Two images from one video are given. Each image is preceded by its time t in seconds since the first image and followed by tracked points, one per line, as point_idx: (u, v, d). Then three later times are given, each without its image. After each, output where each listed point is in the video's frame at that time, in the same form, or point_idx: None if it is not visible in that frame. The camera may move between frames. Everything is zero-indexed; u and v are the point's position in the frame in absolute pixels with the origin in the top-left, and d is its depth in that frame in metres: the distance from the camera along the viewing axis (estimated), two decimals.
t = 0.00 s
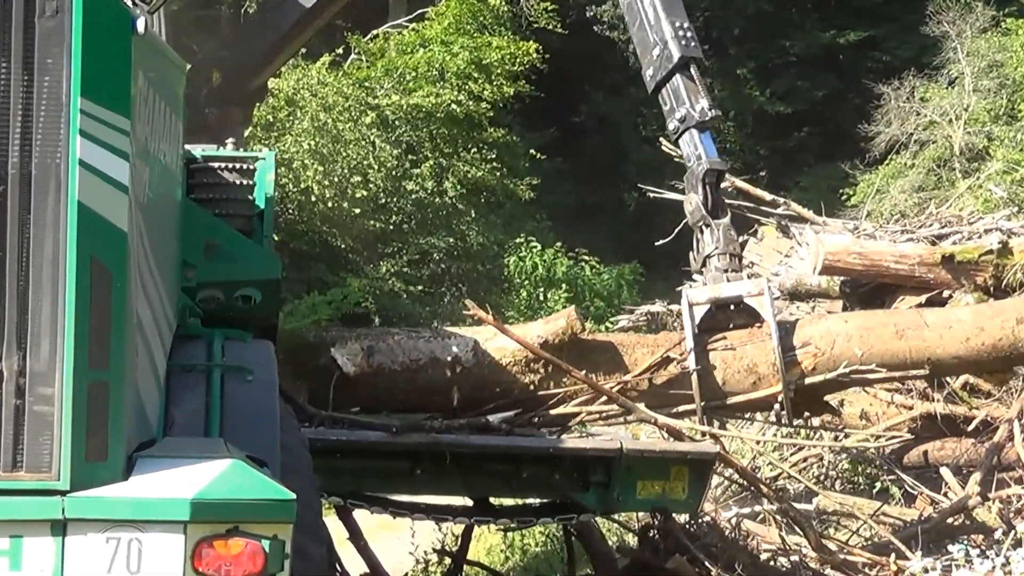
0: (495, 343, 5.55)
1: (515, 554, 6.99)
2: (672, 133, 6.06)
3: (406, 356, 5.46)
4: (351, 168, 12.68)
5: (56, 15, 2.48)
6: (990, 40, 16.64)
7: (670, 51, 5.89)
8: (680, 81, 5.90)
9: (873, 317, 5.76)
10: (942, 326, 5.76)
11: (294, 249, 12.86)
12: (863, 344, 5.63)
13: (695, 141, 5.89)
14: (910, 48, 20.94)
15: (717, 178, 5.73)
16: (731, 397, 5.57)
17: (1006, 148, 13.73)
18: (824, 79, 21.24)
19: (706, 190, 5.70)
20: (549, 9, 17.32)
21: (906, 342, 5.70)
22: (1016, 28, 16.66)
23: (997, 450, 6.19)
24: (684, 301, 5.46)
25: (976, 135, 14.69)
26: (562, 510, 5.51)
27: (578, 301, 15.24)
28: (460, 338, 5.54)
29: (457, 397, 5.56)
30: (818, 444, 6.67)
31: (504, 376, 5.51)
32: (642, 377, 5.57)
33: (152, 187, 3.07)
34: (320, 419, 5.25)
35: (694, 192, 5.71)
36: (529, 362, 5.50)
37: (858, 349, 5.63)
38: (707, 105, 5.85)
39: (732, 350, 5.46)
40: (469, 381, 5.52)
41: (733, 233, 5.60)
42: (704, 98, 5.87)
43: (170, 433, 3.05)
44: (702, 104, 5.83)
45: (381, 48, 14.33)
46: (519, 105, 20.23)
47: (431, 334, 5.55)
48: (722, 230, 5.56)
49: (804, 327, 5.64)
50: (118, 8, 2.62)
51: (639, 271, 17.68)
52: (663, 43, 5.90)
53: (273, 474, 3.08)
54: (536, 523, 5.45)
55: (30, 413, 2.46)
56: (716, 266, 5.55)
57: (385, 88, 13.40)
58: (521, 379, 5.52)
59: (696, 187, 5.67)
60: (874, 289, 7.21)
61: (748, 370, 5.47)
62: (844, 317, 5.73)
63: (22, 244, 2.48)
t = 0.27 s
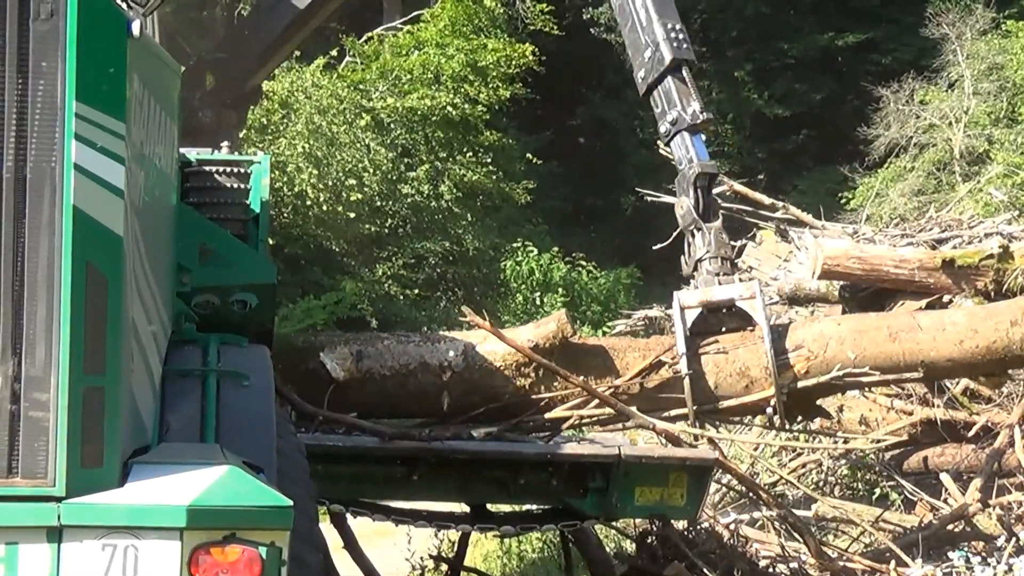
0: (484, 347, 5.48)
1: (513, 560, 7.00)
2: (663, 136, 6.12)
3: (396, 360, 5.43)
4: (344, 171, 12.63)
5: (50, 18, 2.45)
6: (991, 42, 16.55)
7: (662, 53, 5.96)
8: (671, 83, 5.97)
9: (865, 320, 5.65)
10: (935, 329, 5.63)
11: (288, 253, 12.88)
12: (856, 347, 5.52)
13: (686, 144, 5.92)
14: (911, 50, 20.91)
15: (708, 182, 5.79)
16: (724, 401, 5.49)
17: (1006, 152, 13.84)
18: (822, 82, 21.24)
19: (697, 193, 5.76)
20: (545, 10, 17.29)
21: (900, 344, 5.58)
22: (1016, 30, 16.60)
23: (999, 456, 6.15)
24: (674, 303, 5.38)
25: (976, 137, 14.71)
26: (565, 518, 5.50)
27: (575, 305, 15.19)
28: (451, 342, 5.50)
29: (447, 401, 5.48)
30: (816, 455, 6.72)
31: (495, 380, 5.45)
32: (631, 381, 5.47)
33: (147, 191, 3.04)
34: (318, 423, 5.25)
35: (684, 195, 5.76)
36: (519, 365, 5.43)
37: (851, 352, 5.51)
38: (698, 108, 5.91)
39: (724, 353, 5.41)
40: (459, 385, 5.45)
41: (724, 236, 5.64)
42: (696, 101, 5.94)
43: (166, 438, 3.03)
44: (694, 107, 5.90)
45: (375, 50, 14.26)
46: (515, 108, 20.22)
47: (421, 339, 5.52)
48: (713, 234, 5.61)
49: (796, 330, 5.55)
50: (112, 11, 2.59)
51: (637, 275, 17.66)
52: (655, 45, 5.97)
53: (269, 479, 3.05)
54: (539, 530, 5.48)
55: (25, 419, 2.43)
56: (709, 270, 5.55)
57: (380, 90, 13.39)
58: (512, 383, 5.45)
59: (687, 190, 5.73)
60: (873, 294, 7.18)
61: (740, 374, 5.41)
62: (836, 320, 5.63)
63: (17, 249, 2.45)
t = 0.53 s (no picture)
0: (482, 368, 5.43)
1: None
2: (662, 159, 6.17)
3: (394, 381, 5.37)
4: (346, 192, 12.63)
5: (54, 41, 2.46)
6: (993, 61, 16.59)
7: (660, 78, 6.02)
8: (670, 108, 6.02)
9: (863, 343, 5.62)
10: (933, 352, 5.59)
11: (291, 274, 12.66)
12: (852, 371, 5.49)
13: (685, 170, 5.99)
14: (913, 70, 20.98)
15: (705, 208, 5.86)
16: (721, 425, 5.51)
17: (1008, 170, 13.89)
18: (824, 102, 21.28)
19: (694, 219, 5.82)
20: (548, 29, 17.33)
21: (897, 368, 5.54)
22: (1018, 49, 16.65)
23: (1005, 475, 6.17)
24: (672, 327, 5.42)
25: (979, 157, 14.75)
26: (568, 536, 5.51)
27: (578, 325, 15.09)
28: (449, 363, 5.45)
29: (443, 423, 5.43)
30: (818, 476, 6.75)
31: (493, 402, 5.40)
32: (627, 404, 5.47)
33: (150, 213, 3.05)
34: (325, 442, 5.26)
35: (682, 222, 5.82)
36: (518, 387, 5.39)
37: (848, 376, 5.49)
38: (696, 134, 5.94)
39: (721, 376, 5.42)
40: (456, 407, 5.41)
41: (722, 262, 5.73)
42: (694, 126, 5.97)
43: (169, 461, 3.02)
44: (692, 132, 5.93)
45: (378, 71, 14.35)
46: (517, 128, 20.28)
47: (418, 360, 5.46)
48: (710, 259, 5.68)
49: (793, 353, 5.55)
50: (116, 34, 2.60)
51: (640, 295, 17.64)
52: (654, 69, 6.03)
53: (272, 501, 3.05)
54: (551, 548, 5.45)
55: (29, 441, 2.43)
56: (706, 295, 5.63)
57: (382, 110, 13.44)
58: (509, 405, 5.42)
59: (685, 217, 5.79)
60: (878, 314, 7.12)
61: (737, 399, 5.42)
62: (834, 344, 5.61)
63: (20, 272, 2.45)
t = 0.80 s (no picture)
0: (488, 379, 5.43)
1: None
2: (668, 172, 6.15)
3: (399, 389, 5.38)
4: (355, 202, 12.66)
5: (60, 49, 2.46)
6: (1001, 71, 16.58)
7: (667, 90, 6.00)
8: (676, 120, 6.01)
9: (866, 365, 5.67)
10: (935, 378, 5.66)
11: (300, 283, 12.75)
12: (856, 393, 5.54)
13: (691, 182, 5.97)
14: (921, 80, 20.99)
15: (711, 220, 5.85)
16: (723, 441, 5.50)
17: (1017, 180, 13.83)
18: (833, 111, 21.27)
19: (699, 232, 5.81)
20: (557, 40, 17.40)
21: (899, 392, 5.61)
22: None
23: (1014, 484, 6.09)
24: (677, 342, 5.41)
25: (987, 166, 14.73)
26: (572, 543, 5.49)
27: (587, 335, 15.00)
28: (454, 371, 5.46)
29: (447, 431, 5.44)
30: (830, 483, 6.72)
31: (498, 413, 5.42)
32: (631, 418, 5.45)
33: (156, 221, 3.06)
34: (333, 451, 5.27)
35: (688, 233, 5.82)
36: (524, 400, 5.40)
37: (850, 398, 5.54)
38: (702, 146, 5.94)
39: (724, 394, 5.43)
40: (461, 417, 5.42)
41: (726, 274, 5.70)
42: (700, 138, 5.96)
43: (176, 470, 3.02)
44: (698, 144, 5.92)
45: (387, 80, 14.39)
46: (526, 138, 20.31)
47: (424, 368, 5.46)
48: (715, 271, 5.66)
49: (796, 372, 5.58)
50: (121, 43, 2.61)
51: (649, 305, 17.60)
52: (660, 82, 6.02)
53: (280, 509, 3.05)
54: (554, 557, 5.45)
55: (35, 450, 2.43)
56: (710, 309, 5.63)
57: (390, 120, 13.48)
58: (513, 417, 5.43)
59: (690, 228, 5.79)
60: (887, 322, 7.23)
61: (740, 416, 5.42)
62: (837, 364, 5.65)
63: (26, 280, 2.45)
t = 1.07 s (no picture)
0: (496, 390, 5.39)
1: None
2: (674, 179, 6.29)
3: (405, 397, 5.37)
4: (366, 206, 12.67)
5: (73, 53, 2.47)
6: (1013, 73, 16.52)
7: (676, 100, 6.11)
8: (683, 131, 6.14)
9: (865, 391, 5.65)
10: (933, 408, 5.63)
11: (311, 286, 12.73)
12: (855, 419, 5.53)
13: (697, 192, 6.08)
14: (932, 82, 20.93)
15: (717, 231, 5.94)
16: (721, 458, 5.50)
17: None
18: (843, 114, 21.22)
19: (705, 242, 5.88)
20: (567, 42, 17.40)
21: (898, 420, 5.58)
22: None
23: None
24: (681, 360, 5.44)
25: (999, 168, 14.69)
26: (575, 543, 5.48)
27: (599, 339, 14.97)
28: (461, 380, 5.43)
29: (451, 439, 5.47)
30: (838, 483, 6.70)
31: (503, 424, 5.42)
32: (634, 423, 5.47)
33: (170, 225, 3.07)
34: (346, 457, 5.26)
35: (692, 243, 5.90)
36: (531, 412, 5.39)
37: (848, 424, 5.53)
38: (709, 157, 6.06)
39: (726, 413, 5.42)
40: (465, 426, 5.44)
41: (728, 288, 5.78)
42: (707, 150, 6.08)
43: (189, 473, 3.03)
44: (704, 155, 6.04)
45: (397, 84, 14.39)
46: (536, 141, 20.30)
47: (430, 376, 5.45)
48: (718, 284, 5.75)
49: (797, 396, 5.57)
50: (134, 45, 2.62)
51: (660, 308, 17.56)
52: (669, 92, 6.13)
53: (292, 512, 3.05)
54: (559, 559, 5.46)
55: (50, 452, 2.44)
56: (713, 325, 5.67)
57: (401, 123, 13.49)
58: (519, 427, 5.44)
59: (695, 238, 5.86)
60: (899, 324, 7.25)
61: (740, 436, 5.42)
62: (836, 389, 5.64)
63: (40, 284, 2.46)
